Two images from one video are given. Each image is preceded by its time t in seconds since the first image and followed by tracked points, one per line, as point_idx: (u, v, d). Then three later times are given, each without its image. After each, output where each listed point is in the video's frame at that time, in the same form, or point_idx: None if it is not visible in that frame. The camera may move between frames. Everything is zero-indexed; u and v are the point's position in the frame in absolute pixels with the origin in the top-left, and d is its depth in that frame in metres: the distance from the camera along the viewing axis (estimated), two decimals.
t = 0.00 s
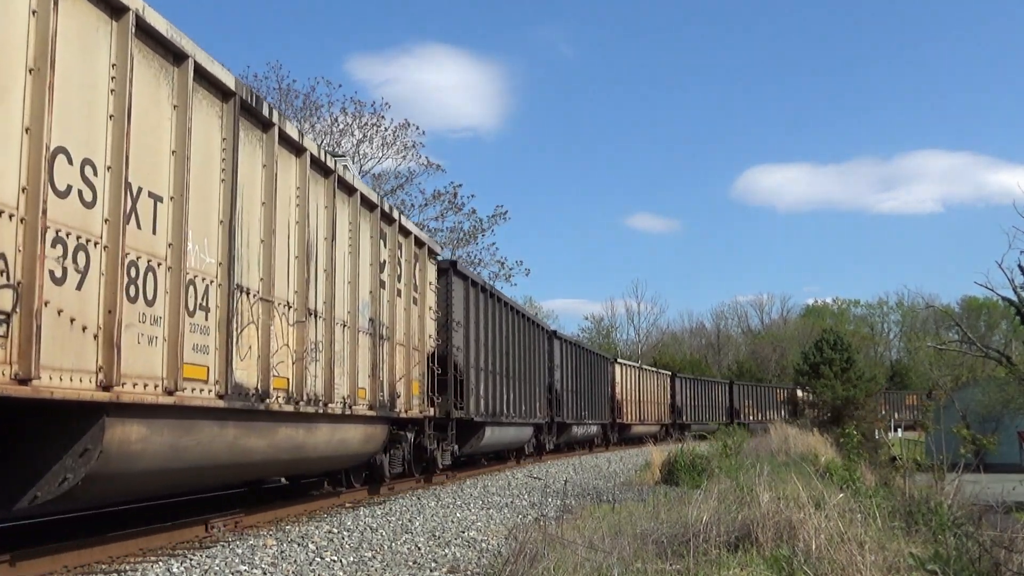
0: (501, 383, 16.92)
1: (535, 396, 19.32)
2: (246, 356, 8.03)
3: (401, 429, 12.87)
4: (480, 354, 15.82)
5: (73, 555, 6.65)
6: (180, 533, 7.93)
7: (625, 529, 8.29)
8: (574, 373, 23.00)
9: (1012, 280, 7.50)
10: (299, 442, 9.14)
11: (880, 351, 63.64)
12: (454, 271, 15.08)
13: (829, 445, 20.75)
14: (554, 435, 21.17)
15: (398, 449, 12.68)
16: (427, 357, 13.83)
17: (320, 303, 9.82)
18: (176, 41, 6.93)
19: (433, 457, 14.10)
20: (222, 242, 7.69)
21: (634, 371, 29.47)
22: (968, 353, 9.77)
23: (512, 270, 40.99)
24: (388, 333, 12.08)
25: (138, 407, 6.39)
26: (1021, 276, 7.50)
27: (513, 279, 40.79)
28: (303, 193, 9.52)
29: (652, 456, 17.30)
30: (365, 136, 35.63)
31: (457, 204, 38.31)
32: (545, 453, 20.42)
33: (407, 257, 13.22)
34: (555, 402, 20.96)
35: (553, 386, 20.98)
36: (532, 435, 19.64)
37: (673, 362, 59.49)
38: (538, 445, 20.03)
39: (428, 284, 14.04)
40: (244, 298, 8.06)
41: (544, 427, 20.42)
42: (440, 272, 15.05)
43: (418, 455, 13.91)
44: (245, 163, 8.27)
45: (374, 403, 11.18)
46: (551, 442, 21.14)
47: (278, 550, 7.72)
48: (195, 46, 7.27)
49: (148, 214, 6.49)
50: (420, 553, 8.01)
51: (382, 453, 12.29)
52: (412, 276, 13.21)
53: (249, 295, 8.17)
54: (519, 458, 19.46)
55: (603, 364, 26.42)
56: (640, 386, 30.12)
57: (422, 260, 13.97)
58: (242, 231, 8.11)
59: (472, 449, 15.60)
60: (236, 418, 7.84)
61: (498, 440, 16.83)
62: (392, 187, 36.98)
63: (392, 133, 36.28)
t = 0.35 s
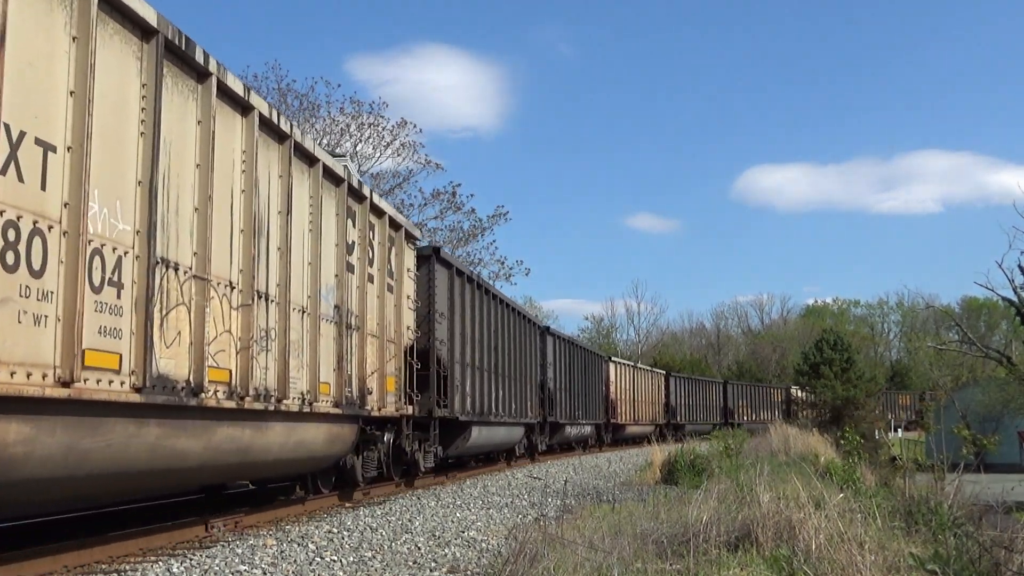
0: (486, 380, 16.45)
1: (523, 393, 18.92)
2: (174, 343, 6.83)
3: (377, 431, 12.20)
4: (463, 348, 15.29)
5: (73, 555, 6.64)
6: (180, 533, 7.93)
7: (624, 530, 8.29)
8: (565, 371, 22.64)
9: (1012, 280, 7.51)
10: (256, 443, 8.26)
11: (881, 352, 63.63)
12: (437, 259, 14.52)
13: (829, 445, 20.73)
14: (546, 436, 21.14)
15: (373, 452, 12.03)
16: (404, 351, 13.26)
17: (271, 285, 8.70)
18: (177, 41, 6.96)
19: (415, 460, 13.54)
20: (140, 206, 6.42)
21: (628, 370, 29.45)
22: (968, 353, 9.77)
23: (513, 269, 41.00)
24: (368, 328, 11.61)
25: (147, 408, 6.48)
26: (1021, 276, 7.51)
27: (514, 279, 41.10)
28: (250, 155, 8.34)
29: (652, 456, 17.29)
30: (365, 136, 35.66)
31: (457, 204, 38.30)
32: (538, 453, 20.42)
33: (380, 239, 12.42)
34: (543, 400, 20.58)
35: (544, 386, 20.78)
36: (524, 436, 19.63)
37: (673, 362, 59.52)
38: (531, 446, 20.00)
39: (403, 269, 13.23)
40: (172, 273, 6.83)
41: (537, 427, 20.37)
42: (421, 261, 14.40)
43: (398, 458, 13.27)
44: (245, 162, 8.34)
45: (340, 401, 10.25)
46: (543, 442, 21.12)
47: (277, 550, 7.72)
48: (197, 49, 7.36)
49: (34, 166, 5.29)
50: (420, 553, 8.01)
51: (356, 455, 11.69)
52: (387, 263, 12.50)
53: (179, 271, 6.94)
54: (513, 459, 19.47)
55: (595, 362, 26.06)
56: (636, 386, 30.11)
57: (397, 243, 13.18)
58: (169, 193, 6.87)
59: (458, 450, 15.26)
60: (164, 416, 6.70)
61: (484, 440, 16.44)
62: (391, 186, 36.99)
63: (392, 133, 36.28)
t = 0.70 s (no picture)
0: (468, 375, 15.72)
1: (507, 389, 18.29)
2: (73, 325, 5.70)
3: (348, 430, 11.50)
4: (443, 341, 14.49)
5: (73, 555, 6.65)
6: (180, 532, 7.93)
7: (624, 529, 8.29)
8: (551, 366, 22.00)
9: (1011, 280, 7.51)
10: (199, 446, 7.35)
11: (881, 352, 63.63)
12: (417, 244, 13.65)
13: (829, 445, 20.73)
14: (538, 437, 21.03)
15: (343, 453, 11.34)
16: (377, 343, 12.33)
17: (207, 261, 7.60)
18: (173, 38, 7.01)
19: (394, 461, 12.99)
20: (22, 152, 5.27)
21: (622, 369, 29.40)
22: (967, 353, 9.77)
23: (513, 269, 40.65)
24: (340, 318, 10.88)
25: (148, 406, 6.55)
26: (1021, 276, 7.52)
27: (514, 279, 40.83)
28: (179, 108, 7.14)
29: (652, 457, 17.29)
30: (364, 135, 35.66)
31: (456, 203, 38.27)
32: (530, 454, 20.35)
33: (348, 218, 11.38)
34: (529, 397, 19.96)
35: (534, 383, 20.50)
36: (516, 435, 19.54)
37: (673, 362, 59.51)
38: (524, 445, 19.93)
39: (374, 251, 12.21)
40: (70, 238, 5.70)
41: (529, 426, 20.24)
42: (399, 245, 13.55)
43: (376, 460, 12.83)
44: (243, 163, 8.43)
45: (298, 396, 9.20)
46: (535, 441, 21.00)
47: (277, 550, 7.72)
48: (195, 48, 7.43)
49: None
50: (420, 553, 8.01)
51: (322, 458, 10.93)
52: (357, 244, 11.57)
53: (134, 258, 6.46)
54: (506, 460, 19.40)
55: (583, 356, 25.41)
56: (632, 386, 30.08)
57: (368, 225, 12.18)
58: (67, 142, 5.69)
59: (445, 452, 14.85)
60: (62, 414, 5.63)
61: (469, 440, 15.92)
62: (390, 186, 36.98)
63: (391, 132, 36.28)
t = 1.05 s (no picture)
0: (449, 369, 14.80)
1: (490, 382, 17.45)
2: None
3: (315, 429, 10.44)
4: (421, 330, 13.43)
5: (73, 555, 6.65)
6: (180, 532, 7.93)
7: (624, 530, 8.29)
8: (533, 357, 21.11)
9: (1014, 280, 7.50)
10: (198, 447, 7.33)
11: (881, 352, 63.66)
12: (392, 224, 12.48)
13: (829, 445, 20.72)
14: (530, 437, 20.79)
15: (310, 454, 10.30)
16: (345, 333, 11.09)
17: (121, 224, 6.18)
18: (174, 39, 6.97)
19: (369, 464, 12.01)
20: None
21: (617, 367, 29.37)
22: (967, 353, 9.77)
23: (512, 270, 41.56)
24: (303, 306, 9.66)
25: (148, 406, 6.55)
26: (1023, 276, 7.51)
27: (513, 280, 41.74)
28: (81, 39, 5.73)
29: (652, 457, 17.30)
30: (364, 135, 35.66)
31: (456, 203, 38.28)
32: (522, 454, 20.18)
33: (308, 192, 10.05)
34: (513, 391, 19.11)
35: (520, 378, 19.88)
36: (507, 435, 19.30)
37: (672, 363, 59.54)
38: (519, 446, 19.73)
39: (340, 230, 10.89)
40: None
41: (520, 426, 19.90)
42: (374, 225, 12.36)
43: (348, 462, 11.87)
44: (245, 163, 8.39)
45: (244, 393, 7.89)
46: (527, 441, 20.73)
47: (277, 550, 7.71)
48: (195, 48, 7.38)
49: None
50: (420, 553, 8.01)
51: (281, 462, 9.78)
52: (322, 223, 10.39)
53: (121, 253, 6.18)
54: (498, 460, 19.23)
55: (567, 346, 24.55)
56: (628, 386, 30.04)
57: (332, 201, 10.89)
58: None
59: (432, 452, 14.19)
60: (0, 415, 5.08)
61: (455, 439, 15.19)
62: (390, 186, 36.98)
63: (391, 132, 36.27)
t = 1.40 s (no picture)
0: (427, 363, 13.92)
1: (473, 377, 16.65)
2: None
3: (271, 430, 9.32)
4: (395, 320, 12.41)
5: (73, 555, 6.65)
6: (180, 532, 7.94)
7: (625, 529, 8.29)
8: (516, 351, 20.31)
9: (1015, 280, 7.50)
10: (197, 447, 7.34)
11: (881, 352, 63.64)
12: (364, 202, 11.43)
13: (829, 445, 20.71)
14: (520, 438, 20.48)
15: (264, 460, 9.11)
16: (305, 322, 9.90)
17: None
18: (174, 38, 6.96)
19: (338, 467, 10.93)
20: None
21: (611, 365, 29.29)
22: (968, 353, 9.76)
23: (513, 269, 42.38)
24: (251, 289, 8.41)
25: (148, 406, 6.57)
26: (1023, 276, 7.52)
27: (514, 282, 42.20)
28: None
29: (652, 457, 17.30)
30: (364, 135, 35.64)
31: (456, 203, 38.26)
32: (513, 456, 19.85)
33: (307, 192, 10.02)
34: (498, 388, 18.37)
35: (507, 375, 19.29)
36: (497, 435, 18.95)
37: (672, 363, 59.52)
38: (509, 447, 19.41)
39: (298, 203, 9.59)
40: None
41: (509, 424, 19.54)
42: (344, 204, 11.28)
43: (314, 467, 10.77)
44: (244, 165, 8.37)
45: (169, 388, 6.59)
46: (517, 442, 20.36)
47: (277, 550, 7.72)
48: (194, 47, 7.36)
49: None
50: (420, 553, 8.01)
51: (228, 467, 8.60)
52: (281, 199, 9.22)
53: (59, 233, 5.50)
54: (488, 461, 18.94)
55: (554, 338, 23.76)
56: (622, 385, 29.98)
57: (292, 169, 9.59)
58: None
59: (413, 453, 13.41)
60: None
61: (438, 440, 14.46)
62: (390, 185, 36.96)
63: (391, 132, 36.24)
